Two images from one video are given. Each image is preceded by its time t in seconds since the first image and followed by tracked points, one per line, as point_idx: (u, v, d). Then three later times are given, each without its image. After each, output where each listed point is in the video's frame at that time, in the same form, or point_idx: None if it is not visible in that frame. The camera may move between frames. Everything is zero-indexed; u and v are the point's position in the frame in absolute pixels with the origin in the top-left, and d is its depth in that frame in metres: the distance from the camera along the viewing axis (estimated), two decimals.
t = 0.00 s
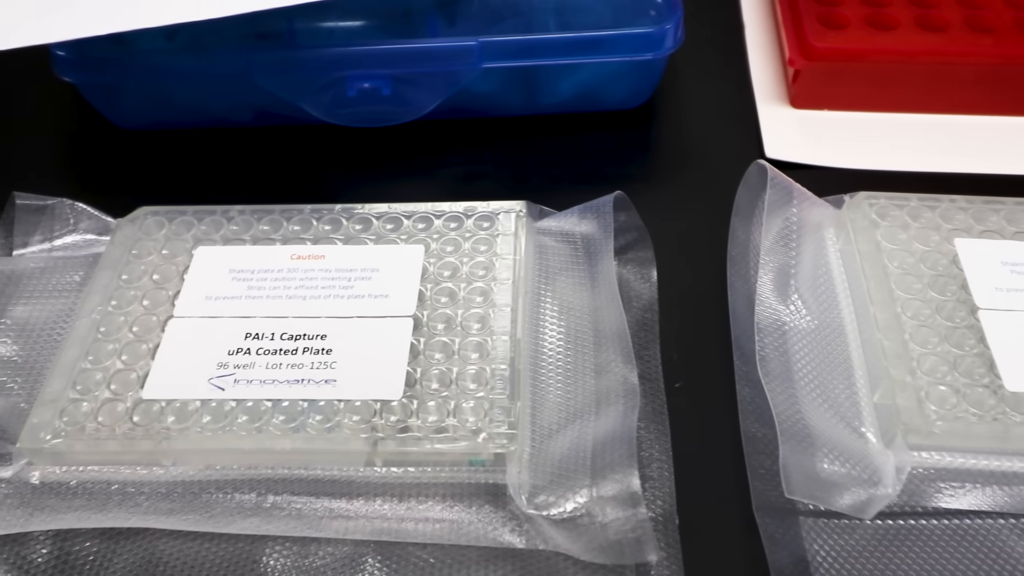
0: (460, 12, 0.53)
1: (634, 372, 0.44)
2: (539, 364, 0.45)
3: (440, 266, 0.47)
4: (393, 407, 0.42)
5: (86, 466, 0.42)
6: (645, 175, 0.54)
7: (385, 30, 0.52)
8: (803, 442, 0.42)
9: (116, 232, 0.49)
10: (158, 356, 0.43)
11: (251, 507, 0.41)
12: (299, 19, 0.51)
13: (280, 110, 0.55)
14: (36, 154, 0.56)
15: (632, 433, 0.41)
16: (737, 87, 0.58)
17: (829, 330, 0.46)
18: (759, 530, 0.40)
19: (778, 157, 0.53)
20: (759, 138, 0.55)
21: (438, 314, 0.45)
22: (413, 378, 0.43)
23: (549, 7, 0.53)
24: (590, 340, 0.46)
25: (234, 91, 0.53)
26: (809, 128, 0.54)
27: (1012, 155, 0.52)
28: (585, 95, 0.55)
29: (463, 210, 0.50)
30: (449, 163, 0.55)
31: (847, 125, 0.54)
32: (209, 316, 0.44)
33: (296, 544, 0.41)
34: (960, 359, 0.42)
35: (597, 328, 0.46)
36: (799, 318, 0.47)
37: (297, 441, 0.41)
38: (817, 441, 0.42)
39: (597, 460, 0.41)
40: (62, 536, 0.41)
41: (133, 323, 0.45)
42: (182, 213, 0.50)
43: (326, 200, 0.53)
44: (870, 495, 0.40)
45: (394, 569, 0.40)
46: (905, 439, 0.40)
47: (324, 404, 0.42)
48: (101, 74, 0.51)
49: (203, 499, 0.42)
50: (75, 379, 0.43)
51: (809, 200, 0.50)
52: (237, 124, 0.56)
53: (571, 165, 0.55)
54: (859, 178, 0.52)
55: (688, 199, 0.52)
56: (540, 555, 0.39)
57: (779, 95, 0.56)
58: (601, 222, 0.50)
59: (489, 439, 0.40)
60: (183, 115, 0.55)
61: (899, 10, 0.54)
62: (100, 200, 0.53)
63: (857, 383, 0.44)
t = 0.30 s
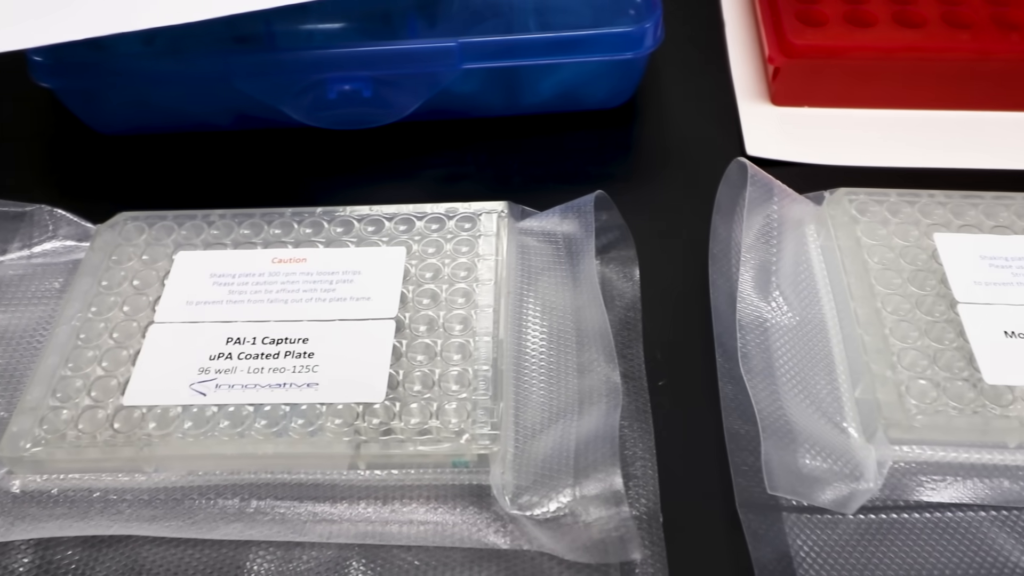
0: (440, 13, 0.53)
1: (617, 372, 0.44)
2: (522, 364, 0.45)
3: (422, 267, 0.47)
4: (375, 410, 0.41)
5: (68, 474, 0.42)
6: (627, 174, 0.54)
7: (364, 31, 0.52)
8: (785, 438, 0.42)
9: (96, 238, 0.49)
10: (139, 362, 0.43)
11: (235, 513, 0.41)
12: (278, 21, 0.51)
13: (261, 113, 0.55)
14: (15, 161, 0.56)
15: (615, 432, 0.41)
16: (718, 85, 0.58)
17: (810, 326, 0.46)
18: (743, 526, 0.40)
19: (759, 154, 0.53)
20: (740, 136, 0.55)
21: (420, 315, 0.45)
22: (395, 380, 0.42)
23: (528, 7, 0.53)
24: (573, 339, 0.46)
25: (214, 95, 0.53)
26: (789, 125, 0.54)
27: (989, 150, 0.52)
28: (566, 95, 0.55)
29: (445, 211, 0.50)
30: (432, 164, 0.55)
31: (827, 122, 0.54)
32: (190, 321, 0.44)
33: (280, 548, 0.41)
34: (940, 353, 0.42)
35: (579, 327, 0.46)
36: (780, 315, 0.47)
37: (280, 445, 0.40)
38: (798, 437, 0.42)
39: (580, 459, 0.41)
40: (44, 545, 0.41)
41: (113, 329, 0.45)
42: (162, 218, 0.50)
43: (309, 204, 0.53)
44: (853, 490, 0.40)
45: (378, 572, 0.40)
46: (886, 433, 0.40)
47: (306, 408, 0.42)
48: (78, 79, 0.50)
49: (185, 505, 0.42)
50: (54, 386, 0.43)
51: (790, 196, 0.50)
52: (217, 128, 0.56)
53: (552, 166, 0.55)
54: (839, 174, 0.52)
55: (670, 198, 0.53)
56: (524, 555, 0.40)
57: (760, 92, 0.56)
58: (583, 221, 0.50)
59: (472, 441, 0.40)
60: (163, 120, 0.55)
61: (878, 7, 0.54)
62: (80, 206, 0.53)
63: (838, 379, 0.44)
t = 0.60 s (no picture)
0: (420, 14, 0.53)
1: (600, 371, 0.44)
2: (507, 363, 0.45)
3: (405, 269, 0.47)
4: (359, 412, 0.41)
5: (50, 481, 0.41)
6: (610, 174, 0.54)
7: (345, 34, 0.52)
8: (768, 435, 0.42)
9: (77, 244, 0.49)
10: (121, 368, 0.43)
11: (219, 518, 0.41)
12: (258, 24, 0.51)
13: (242, 117, 0.55)
14: None
15: (598, 432, 0.41)
16: (700, 84, 0.59)
17: (793, 323, 0.46)
18: (727, 524, 0.41)
19: (741, 152, 0.53)
20: (722, 134, 0.55)
21: (403, 317, 0.45)
22: (379, 382, 0.42)
23: (509, 8, 0.53)
24: (556, 339, 0.46)
25: (195, 99, 0.52)
26: (771, 123, 0.55)
27: (969, 145, 0.53)
28: (549, 95, 0.55)
29: (428, 213, 0.50)
30: (415, 166, 0.55)
31: (809, 120, 0.55)
32: (172, 326, 0.44)
33: (265, 552, 0.41)
34: (921, 348, 0.42)
35: (563, 327, 0.46)
36: (763, 312, 0.47)
37: (264, 450, 0.40)
38: (781, 433, 0.42)
39: (564, 459, 0.41)
40: (28, 553, 0.41)
41: (95, 335, 0.45)
42: (144, 223, 0.50)
43: (292, 207, 0.53)
44: (836, 485, 0.41)
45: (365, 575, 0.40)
46: (868, 428, 0.40)
47: (289, 412, 0.42)
48: (58, 84, 0.50)
49: (170, 511, 0.41)
50: (36, 394, 0.43)
51: (771, 194, 0.51)
52: (198, 131, 0.56)
53: (535, 166, 0.55)
54: (821, 171, 0.52)
55: (652, 197, 0.53)
56: (511, 556, 0.40)
57: (742, 90, 0.57)
58: (565, 221, 0.50)
59: (456, 442, 0.40)
60: (144, 124, 0.55)
61: (857, 4, 0.54)
62: (62, 213, 0.53)
63: (822, 374, 0.44)
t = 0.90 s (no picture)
0: (405, 15, 0.53)
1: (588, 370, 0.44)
2: (495, 364, 0.45)
3: (392, 270, 0.47)
4: (346, 415, 0.41)
5: (37, 487, 0.41)
6: (597, 174, 0.55)
7: (330, 35, 0.51)
8: (754, 432, 0.42)
9: (62, 249, 0.48)
10: (106, 373, 0.43)
11: (207, 522, 0.41)
12: (243, 25, 0.51)
13: (228, 119, 0.55)
14: None
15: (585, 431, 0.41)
16: (686, 83, 0.59)
17: (779, 320, 0.47)
18: (715, 522, 0.41)
19: (727, 150, 0.53)
20: (708, 132, 0.56)
21: (390, 319, 0.45)
22: (366, 384, 0.42)
23: (494, 7, 0.53)
24: (544, 339, 0.46)
25: (180, 103, 0.52)
26: (757, 121, 0.55)
27: (952, 142, 0.53)
28: (535, 95, 0.55)
29: (414, 214, 0.50)
30: (402, 167, 0.55)
31: (794, 117, 0.55)
32: (158, 330, 0.44)
33: (254, 556, 0.41)
34: (906, 344, 0.42)
35: (550, 327, 0.46)
36: (749, 310, 0.47)
37: (251, 453, 0.40)
38: (768, 430, 0.42)
39: (552, 459, 0.41)
40: (14, 559, 0.41)
41: (80, 340, 0.45)
42: (129, 227, 0.50)
43: (279, 209, 0.53)
44: (823, 481, 0.41)
45: None
46: (855, 425, 0.40)
47: (276, 415, 0.41)
48: (42, 88, 0.50)
49: (157, 516, 0.41)
50: (21, 400, 0.43)
51: (757, 192, 0.51)
52: (184, 134, 0.56)
53: (522, 166, 0.55)
54: (806, 168, 0.53)
55: (639, 197, 0.53)
56: (499, 556, 0.40)
57: (727, 89, 0.57)
58: (552, 221, 0.50)
59: (443, 444, 0.40)
60: (129, 127, 0.55)
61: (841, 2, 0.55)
62: (47, 218, 0.53)
63: (808, 371, 0.44)
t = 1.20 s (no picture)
0: (391, 15, 0.52)
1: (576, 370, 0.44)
2: (483, 364, 0.45)
3: (379, 272, 0.47)
4: (333, 417, 0.41)
5: (23, 493, 0.41)
6: (584, 173, 0.55)
7: (317, 37, 0.51)
8: (742, 430, 0.42)
9: (47, 253, 0.48)
10: (93, 378, 0.42)
11: (195, 526, 0.41)
12: (228, 28, 0.51)
13: (215, 122, 0.54)
14: None
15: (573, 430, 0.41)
16: (673, 82, 0.59)
17: (767, 318, 0.47)
18: (704, 520, 0.41)
19: (714, 149, 0.53)
20: (695, 131, 0.56)
21: (378, 320, 0.45)
22: (354, 386, 0.42)
23: (480, 8, 0.53)
24: (532, 339, 0.46)
25: (166, 106, 0.52)
26: (744, 119, 0.55)
27: (937, 138, 0.53)
28: (522, 95, 0.55)
29: (402, 216, 0.49)
30: (390, 169, 0.55)
31: (781, 116, 0.55)
32: (144, 334, 0.44)
33: (243, 559, 0.41)
34: (893, 340, 0.43)
35: (539, 327, 0.46)
36: (737, 308, 0.47)
37: (239, 457, 0.40)
38: (756, 428, 0.42)
39: (541, 459, 0.41)
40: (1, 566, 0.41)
41: (66, 345, 0.44)
42: (115, 231, 0.50)
43: (267, 211, 0.53)
44: (811, 478, 0.41)
45: None
46: (842, 422, 0.41)
47: (264, 418, 0.41)
48: (27, 91, 0.50)
49: (145, 520, 0.41)
50: (7, 406, 0.42)
51: (744, 190, 0.51)
52: (171, 137, 0.56)
53: (510, 166, 0.55)
54: (793, 166, 0.53)
55: (627, 196, 0.53)
56: (489, 557, 0.40)
57: (715, 88, 0.57)
58: (539, 221, 0.50)
59: (432, 445, 0.40)
60: (116, 131, 0.54)
61: None
62: (34, 223, 0.53)
63: (796, 368, 0.44)
